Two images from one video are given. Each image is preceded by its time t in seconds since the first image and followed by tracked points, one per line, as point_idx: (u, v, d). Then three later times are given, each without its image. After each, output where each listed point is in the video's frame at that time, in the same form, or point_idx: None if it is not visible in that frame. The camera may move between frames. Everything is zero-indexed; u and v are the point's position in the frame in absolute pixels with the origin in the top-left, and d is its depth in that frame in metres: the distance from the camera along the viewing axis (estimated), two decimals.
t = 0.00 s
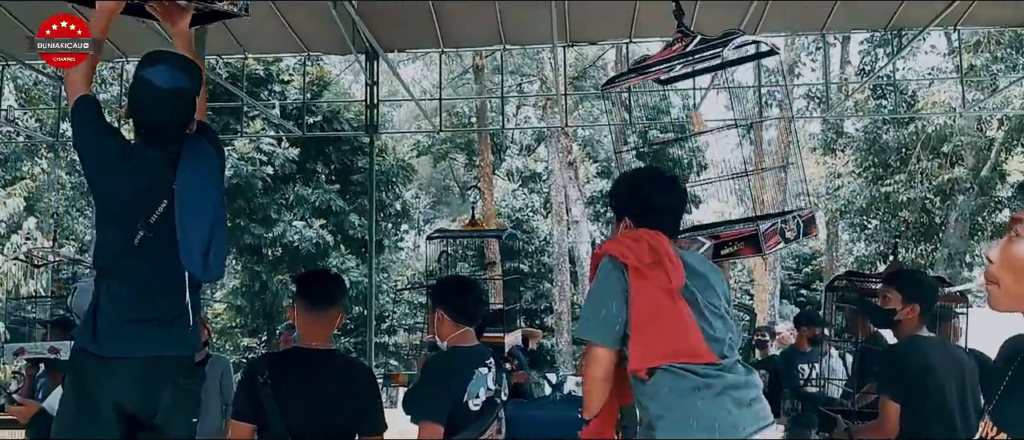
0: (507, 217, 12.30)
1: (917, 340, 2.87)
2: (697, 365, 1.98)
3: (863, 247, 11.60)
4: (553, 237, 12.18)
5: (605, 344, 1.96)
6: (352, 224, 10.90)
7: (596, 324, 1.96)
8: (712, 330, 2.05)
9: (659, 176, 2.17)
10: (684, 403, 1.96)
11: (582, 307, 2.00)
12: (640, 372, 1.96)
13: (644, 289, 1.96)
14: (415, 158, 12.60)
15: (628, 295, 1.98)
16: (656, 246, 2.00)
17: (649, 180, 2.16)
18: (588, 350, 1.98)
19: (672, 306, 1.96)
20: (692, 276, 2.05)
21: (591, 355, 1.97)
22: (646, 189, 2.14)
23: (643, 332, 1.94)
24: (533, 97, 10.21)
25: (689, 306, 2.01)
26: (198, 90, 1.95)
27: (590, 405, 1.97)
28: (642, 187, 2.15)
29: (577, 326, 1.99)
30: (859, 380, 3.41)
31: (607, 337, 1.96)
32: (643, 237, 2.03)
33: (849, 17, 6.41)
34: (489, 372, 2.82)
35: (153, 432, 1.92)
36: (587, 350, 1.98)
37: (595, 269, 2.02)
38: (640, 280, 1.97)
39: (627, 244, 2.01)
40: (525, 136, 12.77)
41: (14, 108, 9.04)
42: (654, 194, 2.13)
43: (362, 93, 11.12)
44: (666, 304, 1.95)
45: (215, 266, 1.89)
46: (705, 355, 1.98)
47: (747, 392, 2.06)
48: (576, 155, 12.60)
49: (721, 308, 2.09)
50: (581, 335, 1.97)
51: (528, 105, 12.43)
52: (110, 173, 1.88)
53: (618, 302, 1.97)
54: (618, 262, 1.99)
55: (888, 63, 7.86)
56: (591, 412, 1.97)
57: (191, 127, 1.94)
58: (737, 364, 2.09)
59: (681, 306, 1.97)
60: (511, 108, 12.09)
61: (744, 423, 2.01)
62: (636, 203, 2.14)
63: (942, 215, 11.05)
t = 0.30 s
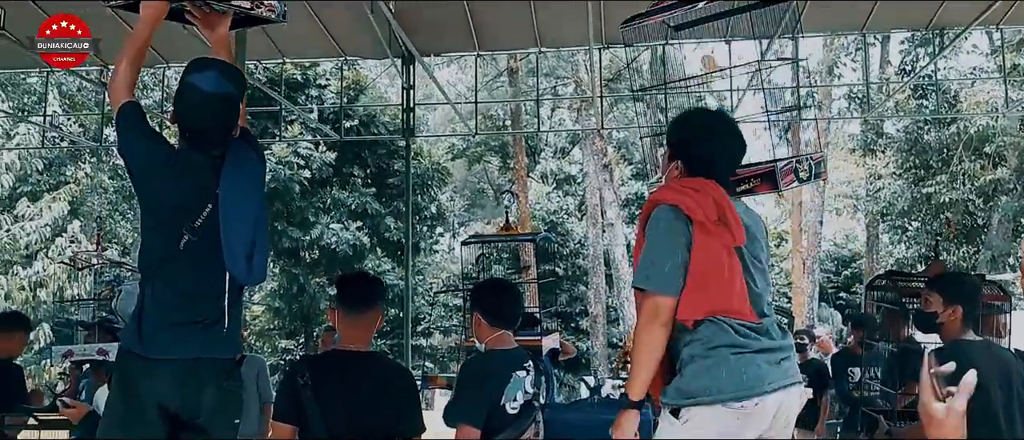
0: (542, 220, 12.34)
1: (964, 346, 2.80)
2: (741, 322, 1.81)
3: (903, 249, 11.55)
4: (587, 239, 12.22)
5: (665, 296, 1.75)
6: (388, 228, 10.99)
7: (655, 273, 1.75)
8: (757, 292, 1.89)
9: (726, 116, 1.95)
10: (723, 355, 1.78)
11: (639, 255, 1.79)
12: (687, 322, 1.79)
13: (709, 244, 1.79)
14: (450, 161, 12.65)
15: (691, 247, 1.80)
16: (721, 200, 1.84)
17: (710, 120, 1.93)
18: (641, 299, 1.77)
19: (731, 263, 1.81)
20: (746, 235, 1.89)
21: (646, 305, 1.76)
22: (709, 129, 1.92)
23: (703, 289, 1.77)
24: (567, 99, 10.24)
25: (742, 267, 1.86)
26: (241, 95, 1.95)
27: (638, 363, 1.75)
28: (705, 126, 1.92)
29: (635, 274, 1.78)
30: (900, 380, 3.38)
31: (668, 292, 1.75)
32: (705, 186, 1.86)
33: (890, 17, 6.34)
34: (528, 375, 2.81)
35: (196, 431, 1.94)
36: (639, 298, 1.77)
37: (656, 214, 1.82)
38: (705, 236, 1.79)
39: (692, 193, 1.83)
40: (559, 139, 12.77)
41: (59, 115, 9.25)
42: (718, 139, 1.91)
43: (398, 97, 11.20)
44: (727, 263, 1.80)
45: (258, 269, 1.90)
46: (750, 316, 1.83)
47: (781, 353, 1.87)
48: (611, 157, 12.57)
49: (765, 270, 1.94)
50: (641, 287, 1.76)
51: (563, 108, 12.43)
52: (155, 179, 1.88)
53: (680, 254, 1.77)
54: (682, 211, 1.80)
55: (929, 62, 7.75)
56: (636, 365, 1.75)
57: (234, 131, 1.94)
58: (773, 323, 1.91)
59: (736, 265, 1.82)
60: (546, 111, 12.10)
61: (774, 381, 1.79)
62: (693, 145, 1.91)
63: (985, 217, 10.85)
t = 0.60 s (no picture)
0: (580, 221, 12.35)
1: None
2: (783, 305, 1.88)
3: (948, 250, 11.33)
4: (626, 239, 12.17)
5: (732, 274, 1.75)
6: (426, 229, 11.05)
7: (725, 250, 1.75)
8: (797, 272, 1.97)
9: (791, 96, 1.94)
10: (761, 335, 1.84)
11: (708, 231, 1.77)
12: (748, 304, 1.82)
13: (772, 226, 1.81)
14: (487, 162, 12.67)
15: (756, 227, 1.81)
16: (783, 184, 1.86)
17: (778, 99, 1.92)
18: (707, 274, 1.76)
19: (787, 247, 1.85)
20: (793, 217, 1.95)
21: (712, 281, 1.75)
22: (772, 108, 1.91)
23: (764, 270, 1.81)
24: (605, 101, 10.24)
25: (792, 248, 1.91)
26: (287, 98, 1.94)
27: (702, 339, 1.74)
28: (769, 104, 1.91)
29: (703, 249, 1.76)
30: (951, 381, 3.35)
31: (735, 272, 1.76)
32: (769, 166, 1.87)
33: (938, 16, 6.24)
34: (568, 377, 2.81)
35: (242, 430, 1.96)
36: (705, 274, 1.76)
37: (722, 188, 1.80)
38: (769, 218, 1.82)
39: (758, 172, 1.83)
40: (597, 140, 12.76)
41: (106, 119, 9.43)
42: (781, 120, 1.91)
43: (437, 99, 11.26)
44: (784, 246, 1.85)
45: (301, 272, 1.93)
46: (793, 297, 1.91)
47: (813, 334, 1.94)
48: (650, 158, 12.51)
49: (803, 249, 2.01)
50: (709, 264, 1.75)
51: (601, 108, 12.40)
52: (198, 185, 1.87)
53: (746, 233, 1.78)
54: (750, 189, 1.80)
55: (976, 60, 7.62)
56: (700, 340, 1.75)
57: (279, 134, 1.94)
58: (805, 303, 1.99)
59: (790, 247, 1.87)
60: (584, 112, 12.08)
61: (808, 358, 1.87)
62: (758, 122, 1.91)
63: None
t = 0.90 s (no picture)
0: (620, 221, 12.27)
1: None
2: (823, 304, 1.83)
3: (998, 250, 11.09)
4: (667, 239, 12.08)
5: (795, 271, 1.67)
6: (467, 229, 11.10)
7: (789, 246, 1.67)
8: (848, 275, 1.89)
9: (848, 92, 1.87)
10: (798, 334, 1.78)
11: (770, 225, 1.69)
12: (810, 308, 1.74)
13: (834, 222, 1.74)
14: (527, 163, 12.68)
15: (817, 224, 1.73)
16: (844, 182, 1.78)
17: (835, 94, 1.85)
18: (769, 270, 1.68)
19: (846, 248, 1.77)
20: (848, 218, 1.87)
21: (776, 278, 1.66)
22: (829, 102, 1.84)
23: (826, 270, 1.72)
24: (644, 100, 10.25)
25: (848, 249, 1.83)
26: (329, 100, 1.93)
27: (767, 338, 1.65)
28: (826, 97, 1.85)
29: (764, 244, 1.68)
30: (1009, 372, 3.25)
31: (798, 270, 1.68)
32: (830, 162, 1.79)
33: (989, 13, 6.14)
34: (608, 378, 2.76)
35: (289, 430, 1.90)
36: (767, 270, 1.68)
37: (782, 181, 1.72)
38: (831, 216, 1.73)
39: (820, 166, 1.75)
40: (638, 140, 12.74)
41: (154, 120, 9.63)
42: (837, 116, 1.85)
43: (477, 100, 11.31)
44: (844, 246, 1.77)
45: (343, 273, 1.87)
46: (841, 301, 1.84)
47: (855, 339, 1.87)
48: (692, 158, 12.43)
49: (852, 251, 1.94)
50: (772, 261, 1.67)
51: (641, 108, 12.37)
52: (251, 184, 1.86)
53: (807, 230, 1.70)
54: (814, 184, 1.72)
55: None
56: (761, 339, 1.66)
57: (321, 134, 1.93)
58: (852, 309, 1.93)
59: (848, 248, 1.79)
60: (625, 112, 12.07)
61: (845, 357, 1.80)
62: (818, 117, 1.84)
63: None
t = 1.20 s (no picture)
0: (653, 221, 12.25)
1: None
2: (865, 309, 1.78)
3: None
4: (700, 239, 11.98)
5: (841, 274, 1.62)
6: (499, 229, 11.12)
7: (837, 246, 1.61)
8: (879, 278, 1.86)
9: (888, 91, 1.82)
10: (837, 337, 1.75)
11: (816, 226, 1.63)
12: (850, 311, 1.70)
13: (879, 225, 1.69)
14: (559, 162, 12.67)
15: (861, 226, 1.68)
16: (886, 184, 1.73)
17: (877, 91, 1.80)
18: (814, 271, 1.62)
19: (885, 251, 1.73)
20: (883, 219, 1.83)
21: (823, 279, 1.61)
22: (870, 99, 1.79)
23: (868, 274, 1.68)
24: (676, 100, 10.21)
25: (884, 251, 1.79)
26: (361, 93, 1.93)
27: (810, 340, 1.59)
28: (868, 97, 1.79)
29: (811, 245, 1.62)
30: None
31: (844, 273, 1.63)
32: (873, 162, 1.74)
33: None
34: (641, 378, 2.66)
35: (327, 431, 1.90)
36: (811, 270, 1.62)
37: (830, 182, 1.67)
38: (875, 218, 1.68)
39: (865, 166, 1.70)
40: (670, 139, 12.66)
41: (190, 122, 9.77)
42: (880, 115, 1.79)
43: (509, 101, 11.33)
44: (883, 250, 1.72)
45: (379, 274, 1.87)
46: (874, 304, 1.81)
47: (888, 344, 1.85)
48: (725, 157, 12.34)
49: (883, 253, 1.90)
50: (820, 262, 1.61)
51: (674, 107, 12.31)
52: (289, 182, 1.86)
53: (853, 232, 1.65)
54: (860, 185, 1.67)
55: None
56: (803, 339, 1.60)
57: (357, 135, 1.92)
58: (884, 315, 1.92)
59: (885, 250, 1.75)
60: (657, 111, 12.02)
61: (881, 360, 1.79)
62: (859, 116, 1.78)
63: None
